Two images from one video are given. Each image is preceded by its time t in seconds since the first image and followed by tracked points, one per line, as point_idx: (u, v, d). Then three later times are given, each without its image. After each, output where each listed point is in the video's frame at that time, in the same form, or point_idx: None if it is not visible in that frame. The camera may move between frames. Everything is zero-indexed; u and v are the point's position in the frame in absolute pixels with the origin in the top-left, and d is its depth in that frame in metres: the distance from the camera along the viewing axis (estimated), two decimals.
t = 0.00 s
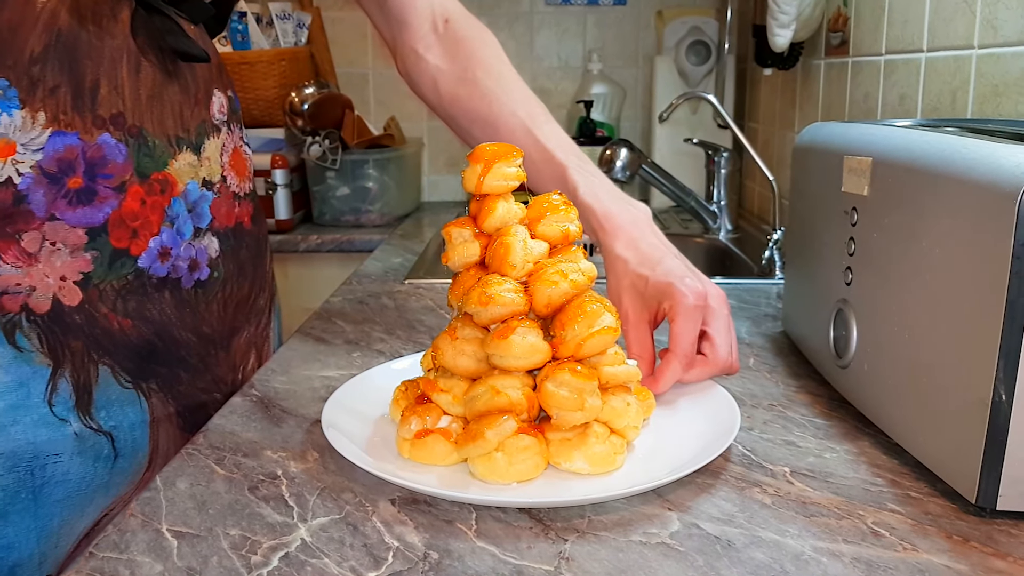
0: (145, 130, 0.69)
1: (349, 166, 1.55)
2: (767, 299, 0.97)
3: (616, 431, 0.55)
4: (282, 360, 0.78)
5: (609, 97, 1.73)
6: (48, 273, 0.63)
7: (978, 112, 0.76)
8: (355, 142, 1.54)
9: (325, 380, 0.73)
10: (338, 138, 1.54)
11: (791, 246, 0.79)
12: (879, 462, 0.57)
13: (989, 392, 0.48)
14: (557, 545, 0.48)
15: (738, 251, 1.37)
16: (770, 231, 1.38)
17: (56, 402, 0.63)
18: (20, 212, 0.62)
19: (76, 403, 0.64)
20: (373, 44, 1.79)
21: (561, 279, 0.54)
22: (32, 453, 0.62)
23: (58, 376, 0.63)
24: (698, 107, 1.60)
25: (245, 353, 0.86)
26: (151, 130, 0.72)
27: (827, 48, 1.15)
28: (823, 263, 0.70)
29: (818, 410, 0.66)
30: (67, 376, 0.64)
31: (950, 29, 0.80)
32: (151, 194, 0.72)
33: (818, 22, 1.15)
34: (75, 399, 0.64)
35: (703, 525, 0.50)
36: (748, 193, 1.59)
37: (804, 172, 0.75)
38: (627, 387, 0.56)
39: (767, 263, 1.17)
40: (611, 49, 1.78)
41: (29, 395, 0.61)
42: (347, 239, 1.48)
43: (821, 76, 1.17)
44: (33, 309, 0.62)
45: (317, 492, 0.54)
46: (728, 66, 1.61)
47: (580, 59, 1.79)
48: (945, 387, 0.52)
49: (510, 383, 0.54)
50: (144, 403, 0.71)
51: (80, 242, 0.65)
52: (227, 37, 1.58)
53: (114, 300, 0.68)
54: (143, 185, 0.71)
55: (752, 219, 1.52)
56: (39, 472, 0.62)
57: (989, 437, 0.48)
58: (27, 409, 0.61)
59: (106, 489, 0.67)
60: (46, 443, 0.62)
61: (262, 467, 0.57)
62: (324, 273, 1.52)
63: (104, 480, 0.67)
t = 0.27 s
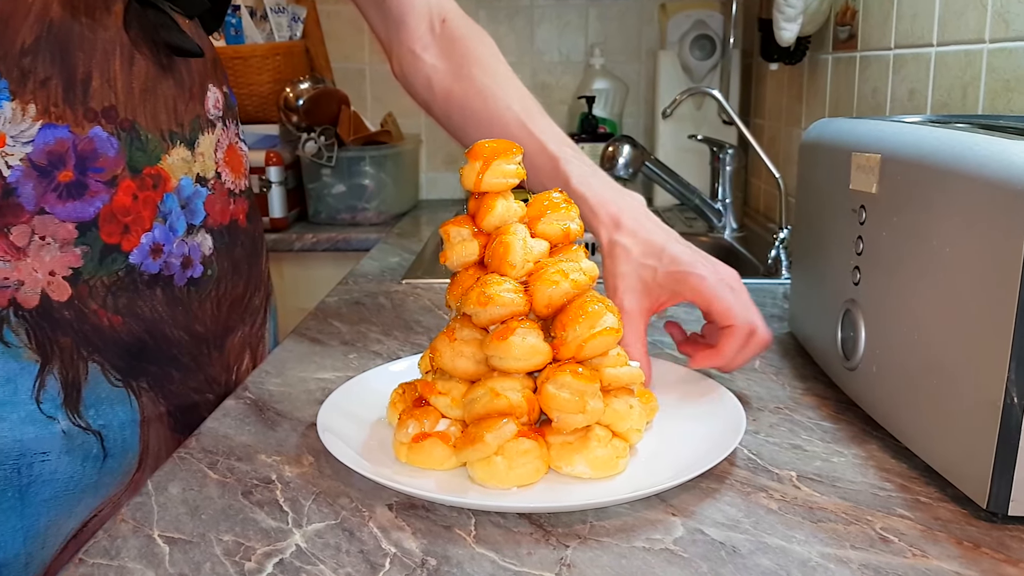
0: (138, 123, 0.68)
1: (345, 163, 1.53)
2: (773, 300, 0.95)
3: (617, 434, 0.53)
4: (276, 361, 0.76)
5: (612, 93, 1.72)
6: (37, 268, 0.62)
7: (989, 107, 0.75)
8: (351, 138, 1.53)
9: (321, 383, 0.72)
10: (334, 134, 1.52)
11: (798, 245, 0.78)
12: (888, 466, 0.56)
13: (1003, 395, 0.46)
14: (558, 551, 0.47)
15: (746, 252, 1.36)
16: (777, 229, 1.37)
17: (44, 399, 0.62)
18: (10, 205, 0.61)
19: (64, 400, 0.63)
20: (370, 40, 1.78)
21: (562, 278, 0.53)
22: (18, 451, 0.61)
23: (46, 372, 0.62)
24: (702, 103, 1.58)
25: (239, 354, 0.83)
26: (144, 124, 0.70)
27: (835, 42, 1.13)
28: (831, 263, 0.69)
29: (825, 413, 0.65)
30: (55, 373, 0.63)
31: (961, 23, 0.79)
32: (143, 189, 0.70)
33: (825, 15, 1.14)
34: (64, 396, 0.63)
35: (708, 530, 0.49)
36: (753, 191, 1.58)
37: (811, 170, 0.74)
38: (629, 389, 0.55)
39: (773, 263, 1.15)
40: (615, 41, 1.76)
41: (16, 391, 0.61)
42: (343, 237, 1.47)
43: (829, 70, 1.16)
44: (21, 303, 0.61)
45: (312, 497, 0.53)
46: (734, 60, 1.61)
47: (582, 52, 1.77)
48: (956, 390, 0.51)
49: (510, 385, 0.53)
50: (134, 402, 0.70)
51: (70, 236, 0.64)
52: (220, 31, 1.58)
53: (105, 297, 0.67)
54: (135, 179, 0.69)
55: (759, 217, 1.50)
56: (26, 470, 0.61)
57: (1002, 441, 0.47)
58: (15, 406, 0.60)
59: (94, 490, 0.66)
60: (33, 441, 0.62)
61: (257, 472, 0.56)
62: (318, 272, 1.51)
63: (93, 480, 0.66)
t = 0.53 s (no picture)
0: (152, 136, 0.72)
1: (357, 172, 1.58)
2: (756, 299, 1.00)
3: (609, 423, 0.57)
4: (293, 356, 0.81)
5: (605, 108, 1.77)
6: (58, 269, 0.67)
7: (954, 122, 0.79)
8: (364, 149, 1.58)
9: (335, 375, 0.76)
10: (347, 145, 1.57)
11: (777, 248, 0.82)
12: (860, 453, 0.60)
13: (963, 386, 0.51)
14: (555, 531, 0.51)
15: (728, 254, 1.39)
16: (758, 234, 1.41)
17: (66, 391, 0.67)
18: (32, 212, 0.65)
19: (85, 392, 0.69)
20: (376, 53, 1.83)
21: (558, 279, 0.57)
22: (43, 439, 0.66)
23: (68, 366, 0.67)
24: (688, 116, 1.63)
25: (250, 347, 0.89)
26: (158, 136, 0.75)
27: (811, 61, 1.18)
28: (807, 265, 0.74)
29: (802, 403, 0.69)
30: (77, 367, 0.68)
31: (928, 41, 0.84)
32: (157, 196, 0.74)
33: (801, 36, 1.18)
34: (84, 388, 0.69)
35: (693, 513, 0.53)
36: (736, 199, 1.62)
37: (788, 178, 0.78)
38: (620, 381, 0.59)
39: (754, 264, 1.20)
40: (606, 61, 1.81)
41: (40, 383, 0.66)
42: (356, 241, 1.51)
43: (804, 88, 1.20)
44: (43, 303, 0.66)
45: (327, 481, 0.57)
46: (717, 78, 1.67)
47: (576, 70, 1.82)
48: (923, 382, 0.55)
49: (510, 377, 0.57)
50: (149, 392, 0.75)
51: (89, 241, 0.68)
52: (240, 49, 1.65)
53: (122, 296, 0.71)
54: (149, 187, 0.73)
55: (741, 223, 1.55)
56: (50, 456, 0.67)
57: (963, 428, 0.51)
58: (39, 397, 0.66)
59: (115, 472, 0.72)
60: (57, 430, 0.67)
61: (276, 458, 0.60)
62: (330, 274, 1.55)
63: (112, 464, 0.72)
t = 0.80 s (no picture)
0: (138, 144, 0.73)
1: (357, 172, 1.58)
2: (754, 299, 1.00)
3: (610, 423, 0.57)
4: (293, 356, 0.81)
5: (605, 107, 1.79)
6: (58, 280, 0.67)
7: (954, 122, 0.79)
8: (363, 149, 1.57)
9: (335, 375, 0.76)
10: (348, 145, 1.56)
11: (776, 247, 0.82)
12: (860, 453, 0.60)
13: (964, 386, 0.51)
14: (555, 531, 0.51)
15: (725, 253, 1.39)
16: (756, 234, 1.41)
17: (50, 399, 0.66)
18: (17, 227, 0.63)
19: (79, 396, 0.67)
20: (378, 55, 1.83)
21: (558, 279, 0.57)
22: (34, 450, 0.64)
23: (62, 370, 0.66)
24: (688, 116, 1.63)
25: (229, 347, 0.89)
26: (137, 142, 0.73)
27: (811, 61, 1.18)
28: (806, 265, 0.74)
29: (803, 403, 0.69)
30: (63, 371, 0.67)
31: (928, 41, 0.84)
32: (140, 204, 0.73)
33: (801, 36, 1.18)
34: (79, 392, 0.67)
35: (693, 512, 0.53)
36: (735, 198, 1.62)
37: (788, 178, 0.78)
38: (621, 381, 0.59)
39: (753, 264, 1.20)
40: (606, 61, 1.81)
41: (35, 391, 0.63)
42: (356, 240, 1.51)
43: (805, 88, 1.20)
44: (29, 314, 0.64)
45: (327, 481, 0.57)
46: (717, 78, 1.66)
47: (577, 70, 1.82)
48: (923, 382, 0.55)
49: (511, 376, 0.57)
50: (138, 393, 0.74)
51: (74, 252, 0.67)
52: (241, 50, 1.65)
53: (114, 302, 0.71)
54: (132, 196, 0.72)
55: (740, 224, 1.55)
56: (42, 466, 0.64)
57: (963, 429, 0.51)
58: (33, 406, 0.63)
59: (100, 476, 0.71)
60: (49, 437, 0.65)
61: (276, 458, 0.60)
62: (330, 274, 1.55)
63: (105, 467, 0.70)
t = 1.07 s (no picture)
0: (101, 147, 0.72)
1: (357, 172, 1.58)
2: (754, 299, 1.00)
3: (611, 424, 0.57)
4: (293, 356, 0.81)
5: (605, 107, 1.79)
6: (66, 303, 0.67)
7: (953, 122, 0.79)
8: (363, 149, 1.57)
9: (335, 375, 0.76)
10: (348, 145, 1.57)
11: (776, 247, 0.82)
12: (860, 453, 0.60)
13: (964, 386, 0.51)
14: (555, 531, 0.51)
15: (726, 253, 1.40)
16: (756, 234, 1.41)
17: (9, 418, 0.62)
18: None
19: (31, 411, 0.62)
20: (379, 55, 1.83)
21: (558, 279, 0.57)
22: None
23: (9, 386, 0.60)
24: (688, 117, 1.63)
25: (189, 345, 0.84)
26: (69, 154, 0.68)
27: (811, 61, 1.18)
28: (806, 265, 0.74)
29: (802, 404, 0.69)
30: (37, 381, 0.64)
31: (928, 41, 0.84)
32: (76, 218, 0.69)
33: (801, 36, 1.18)
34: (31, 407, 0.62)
35: (693, 512, 0.53)
36: (736, 198, 1.62)
37: (788, 178, 0.78)
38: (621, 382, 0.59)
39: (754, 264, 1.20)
40: (606, 61, 1.81)
41: None
42: (356, 241, 1.51)
43: (805, 88, 1.20)
44: None
45: (327, 481, 0.57)
46: (717, 78, 1.66)
47: (577, 70, 1.82)
48: (923, 383, 0.55)
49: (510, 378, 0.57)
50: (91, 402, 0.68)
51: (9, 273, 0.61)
52: (241, 50, 1.65)
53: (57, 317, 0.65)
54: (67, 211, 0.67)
55: (739, 224, 1.55)
56: None
57: (963, 429, 0.51)
58: None
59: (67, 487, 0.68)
60: None
61: (276, 458, 0.60)
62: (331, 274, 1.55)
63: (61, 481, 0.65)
